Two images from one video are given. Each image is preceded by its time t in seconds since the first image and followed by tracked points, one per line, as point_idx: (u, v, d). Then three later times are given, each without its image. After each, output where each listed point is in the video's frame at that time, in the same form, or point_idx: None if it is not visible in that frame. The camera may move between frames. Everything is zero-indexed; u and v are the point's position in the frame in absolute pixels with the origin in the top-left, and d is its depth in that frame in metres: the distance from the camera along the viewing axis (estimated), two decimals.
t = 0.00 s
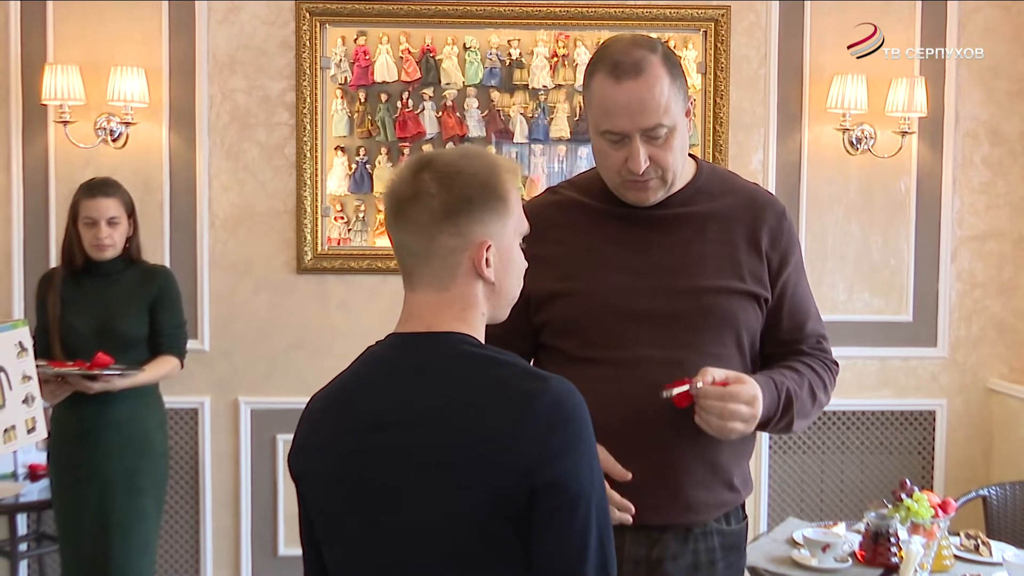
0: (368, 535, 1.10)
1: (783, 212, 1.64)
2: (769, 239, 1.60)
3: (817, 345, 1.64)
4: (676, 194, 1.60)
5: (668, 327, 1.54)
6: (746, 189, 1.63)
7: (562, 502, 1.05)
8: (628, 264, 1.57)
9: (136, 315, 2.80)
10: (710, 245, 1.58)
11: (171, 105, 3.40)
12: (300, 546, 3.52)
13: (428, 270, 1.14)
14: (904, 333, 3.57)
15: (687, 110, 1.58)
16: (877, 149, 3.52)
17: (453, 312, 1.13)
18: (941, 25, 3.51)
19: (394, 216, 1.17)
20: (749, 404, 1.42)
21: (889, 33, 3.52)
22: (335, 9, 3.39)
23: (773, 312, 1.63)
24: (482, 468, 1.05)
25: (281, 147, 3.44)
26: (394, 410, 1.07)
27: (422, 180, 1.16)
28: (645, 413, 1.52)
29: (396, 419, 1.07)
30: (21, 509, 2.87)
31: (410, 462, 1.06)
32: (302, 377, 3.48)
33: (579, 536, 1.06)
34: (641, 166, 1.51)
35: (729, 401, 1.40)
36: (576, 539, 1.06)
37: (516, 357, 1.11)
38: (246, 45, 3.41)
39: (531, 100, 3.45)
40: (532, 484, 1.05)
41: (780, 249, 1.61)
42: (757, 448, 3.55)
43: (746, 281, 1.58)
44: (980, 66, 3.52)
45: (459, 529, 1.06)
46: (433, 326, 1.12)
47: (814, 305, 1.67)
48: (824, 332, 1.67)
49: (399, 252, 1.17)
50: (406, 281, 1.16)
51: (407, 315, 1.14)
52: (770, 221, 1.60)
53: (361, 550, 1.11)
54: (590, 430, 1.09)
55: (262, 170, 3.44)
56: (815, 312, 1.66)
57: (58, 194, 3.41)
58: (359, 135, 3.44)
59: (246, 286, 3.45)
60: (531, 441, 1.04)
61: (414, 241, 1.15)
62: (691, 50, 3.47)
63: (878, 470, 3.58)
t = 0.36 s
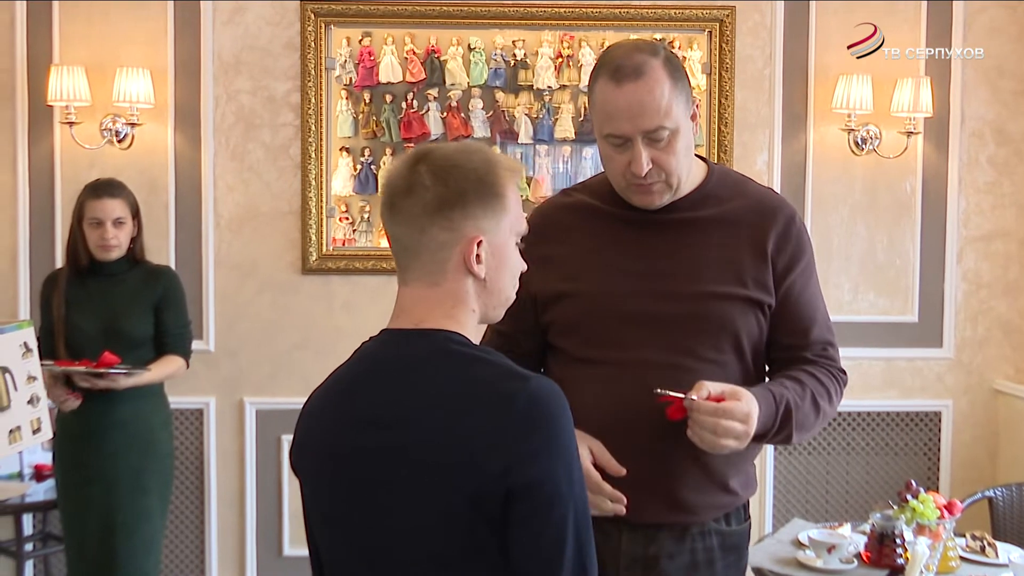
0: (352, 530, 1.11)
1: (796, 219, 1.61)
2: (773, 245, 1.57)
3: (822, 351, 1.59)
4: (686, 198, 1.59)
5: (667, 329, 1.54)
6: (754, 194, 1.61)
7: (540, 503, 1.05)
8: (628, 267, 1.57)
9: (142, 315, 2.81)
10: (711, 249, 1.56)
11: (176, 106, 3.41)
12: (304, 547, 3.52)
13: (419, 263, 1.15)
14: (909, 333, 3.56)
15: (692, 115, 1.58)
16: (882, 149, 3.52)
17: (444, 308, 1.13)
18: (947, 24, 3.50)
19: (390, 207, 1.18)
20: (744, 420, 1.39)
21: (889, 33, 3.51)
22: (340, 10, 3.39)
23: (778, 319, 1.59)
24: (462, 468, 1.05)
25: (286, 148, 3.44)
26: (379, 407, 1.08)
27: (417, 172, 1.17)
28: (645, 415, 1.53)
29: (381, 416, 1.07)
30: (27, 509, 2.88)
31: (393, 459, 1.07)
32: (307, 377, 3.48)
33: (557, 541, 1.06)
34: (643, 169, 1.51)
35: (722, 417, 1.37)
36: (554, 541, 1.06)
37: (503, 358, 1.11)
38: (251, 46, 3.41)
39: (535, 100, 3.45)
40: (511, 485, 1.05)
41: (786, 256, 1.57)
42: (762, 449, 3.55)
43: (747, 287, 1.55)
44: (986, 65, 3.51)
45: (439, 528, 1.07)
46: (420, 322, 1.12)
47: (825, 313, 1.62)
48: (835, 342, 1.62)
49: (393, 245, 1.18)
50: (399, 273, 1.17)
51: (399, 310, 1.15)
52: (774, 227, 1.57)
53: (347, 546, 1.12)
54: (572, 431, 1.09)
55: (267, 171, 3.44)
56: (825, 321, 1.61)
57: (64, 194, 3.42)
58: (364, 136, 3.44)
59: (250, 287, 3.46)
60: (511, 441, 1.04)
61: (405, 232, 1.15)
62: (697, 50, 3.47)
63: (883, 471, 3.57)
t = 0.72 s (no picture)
0: (383, 533, 1.11)
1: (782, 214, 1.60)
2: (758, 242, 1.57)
3: (806, 349, 1.59)
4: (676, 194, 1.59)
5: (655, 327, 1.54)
6: (740, 189, 1.61)
7: (577, 507, 1.04)
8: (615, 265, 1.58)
9: (146, 316, 2.81)
10: (698, 245, 1.57)
11: (180, 107, 3.41)
12: (308, 547, 3.52)
13: (464, 258, 1.14)
14: (914, 334, 3.56)
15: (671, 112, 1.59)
16: (887, 150, 3.51)
17: (482, 307, 1.12)
18: (952, 24, 3.50)
19: (444, 193, 1.17)
20: (727, 446, 1.38)
21: (888, 33, 3.51)
22: (344, 11, 3.40)
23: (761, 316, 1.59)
24: (493, 471, 1.04)
25: (290, 148, 3.44)
26: (406, 409, 1.07)
27: (476, 166, 1.17)
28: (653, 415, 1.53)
29: (408, 418, 1.07)
30: (32, 509, 2.88)
31: (423, 461, 1.06)
32: (311, 378, 3.48)
33: (592, 545, 1.05)
34: (624, 167, 1.52)
35: (705, 446, 1.36)
36: (591, 546, 1.04)
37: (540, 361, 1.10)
38: (256, 47, 3.42)
39: (540, 101, 3.45)
40: (545, 488, 1.04)
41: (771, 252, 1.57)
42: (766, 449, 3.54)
43: (732, 284, 1.56)
44: (990, 65, 3.51)
45: (470, 530, 1.06)
46: (454, 323, 1.11)
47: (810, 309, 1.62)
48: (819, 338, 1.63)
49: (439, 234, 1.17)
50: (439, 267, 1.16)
51: (432, 309, 1.14)
52: (760, 223, 1.57)
53: (377, 547, 1.12)
54: (610, 435, 1.08)
55: (271, 171, 3.44)
56: (810, 317, 1.61)
57: (69, 195, 3.42)
58: (368, 137, 3.44)
59: (255, 287, 3.46)
60: (545, 444, 1.03)
61: (457, 220, 1.15)
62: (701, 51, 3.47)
63: (888, 472, 3.57)
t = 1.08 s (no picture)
0: (445, 534, 1.11)
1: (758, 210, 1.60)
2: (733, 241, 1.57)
3: (784, 348, 1.60)
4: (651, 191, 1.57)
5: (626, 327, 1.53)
6: (715, 184, 1.59)
7: (648, 517, 1.02)
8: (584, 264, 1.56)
9: (152, 317, 2.81)
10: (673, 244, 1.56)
11: (184, 108, 3.41)
12: (312, 548, 3.52)
13: (540, 255, 1.13)
14: (917, 336, 3.56)
15: (619, 115, 1.52)
16: (891, 151, 3.51)
17: (550, 309, 1.11)
18: (955, 25, 3.50)
19: (526, 191, 1.16)
20: (704, 457, 1.32)
21: (889, 33, 3.50)
22: (348, 12, 3.40)
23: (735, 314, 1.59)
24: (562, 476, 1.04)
25: (294, 150, 3.45)
26: (470, 412, 1.07)
27: (564, 169, 1.17)
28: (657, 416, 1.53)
29: (471, 421, 1.07)
30: (37, 509, 2.88)
31: (488, 463, 1.07)
32: (315, 379, 3.48)
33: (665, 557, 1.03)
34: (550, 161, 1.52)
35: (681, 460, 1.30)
36: (663, 557, 1.03)
37: (608, 366, 1.09)
38: (259, 48, 3.42)
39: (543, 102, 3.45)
40: (615, 496, 1.03)
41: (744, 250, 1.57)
42: (769, 451, 3.54)
43: (705, 283, 1.55)
44: (995, 66, 3.50)
45: (539, 535, 1.06)
46: (521, 325, 1.10)
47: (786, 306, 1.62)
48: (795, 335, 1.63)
49: (514, 227, 1.15)
50: (511, 264, 1.15)
51: (498, 308, 1.13)
52: (735, 222, 1.57)
53: (440, 549, 1.12)
54: (680, 442, 1.07)
55: (275, 172, 3.45)
56: (786, 315, 1.62)
57: (72, 196, 3.42)
58: (372, 138, 3.44)
59: (259, 288, 3.46)
60: (615, 452, 1.03)
61: (539, 218, 1.13)
62: (704, 52, 3.47)
63: (891, 473, 3.56)
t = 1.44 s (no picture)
0: (503, 543, 1.09)
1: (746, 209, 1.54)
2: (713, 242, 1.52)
3: (780, 352, 1.51)
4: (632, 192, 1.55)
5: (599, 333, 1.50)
6: (696, 184, 1.55)
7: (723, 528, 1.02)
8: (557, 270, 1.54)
9: (156, 318, 2.82)
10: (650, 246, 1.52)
11: (187, 109, 3.42)
12: (314, 549, 3.52)
13: (607, 257, 1.11)
14: (920, 337, 3.55)
15: (585, 115, 1.49)
16: (893, 152, 3.51)
17: (610, 314, 1.10)
18: (958, 26, 3.49)
19: (591, 189, 1.14)
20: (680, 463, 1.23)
21: (890, 34, 3.50)
22: (351, 14, 3.41)
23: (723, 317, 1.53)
24: (633, 485, 1.03)
25: (297, 151, 3.45)
26: (536, 417, 1.05)
27: (626, 173, 1.15)
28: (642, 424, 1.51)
29: (537, 428, 1.05)
30: (39, 510, 2.88)
31: (553, 471, 1.05)
32: (317, 380, 3.48)
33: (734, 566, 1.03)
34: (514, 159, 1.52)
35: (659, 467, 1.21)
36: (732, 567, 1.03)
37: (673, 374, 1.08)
38: (263, 50, 3.42)
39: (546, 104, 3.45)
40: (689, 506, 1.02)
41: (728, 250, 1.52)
42: (772, 452, 3.54)
43: (683, 288, 1.51)
44: (998, 67, 3.50)
45: (606, 543, 1.04)
46: (583, 328, 1.08)
47: (783, 308, 1.54)
48: (796, 339, 1.54)
49: (581, 227, 1.12)
50: (574, 266, 1.12)
51: (558, 308, 1.11)
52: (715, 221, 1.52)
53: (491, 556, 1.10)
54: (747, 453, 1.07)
55: (278, 174, 3.45)
56: (784, 316, 1.53)
57: (75, 198, 3.42)
58: (375, 139, 3.45)
59: (261, 290, 3.46)
60: (693, 461, 1.02)
61: (610, 220, 1.11)
62: (707, 53, 3.47)
63: (894, 474, 3.56)
